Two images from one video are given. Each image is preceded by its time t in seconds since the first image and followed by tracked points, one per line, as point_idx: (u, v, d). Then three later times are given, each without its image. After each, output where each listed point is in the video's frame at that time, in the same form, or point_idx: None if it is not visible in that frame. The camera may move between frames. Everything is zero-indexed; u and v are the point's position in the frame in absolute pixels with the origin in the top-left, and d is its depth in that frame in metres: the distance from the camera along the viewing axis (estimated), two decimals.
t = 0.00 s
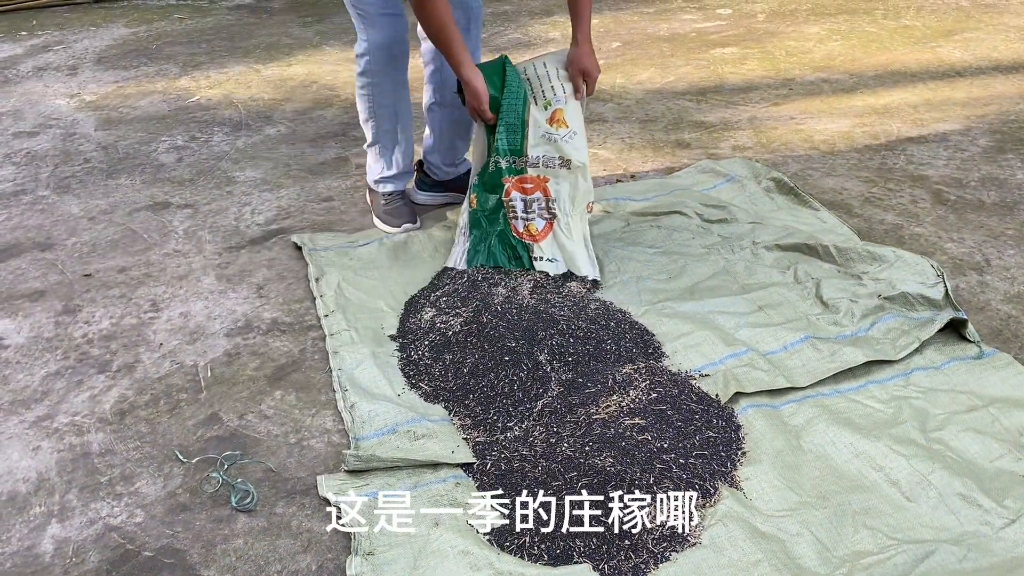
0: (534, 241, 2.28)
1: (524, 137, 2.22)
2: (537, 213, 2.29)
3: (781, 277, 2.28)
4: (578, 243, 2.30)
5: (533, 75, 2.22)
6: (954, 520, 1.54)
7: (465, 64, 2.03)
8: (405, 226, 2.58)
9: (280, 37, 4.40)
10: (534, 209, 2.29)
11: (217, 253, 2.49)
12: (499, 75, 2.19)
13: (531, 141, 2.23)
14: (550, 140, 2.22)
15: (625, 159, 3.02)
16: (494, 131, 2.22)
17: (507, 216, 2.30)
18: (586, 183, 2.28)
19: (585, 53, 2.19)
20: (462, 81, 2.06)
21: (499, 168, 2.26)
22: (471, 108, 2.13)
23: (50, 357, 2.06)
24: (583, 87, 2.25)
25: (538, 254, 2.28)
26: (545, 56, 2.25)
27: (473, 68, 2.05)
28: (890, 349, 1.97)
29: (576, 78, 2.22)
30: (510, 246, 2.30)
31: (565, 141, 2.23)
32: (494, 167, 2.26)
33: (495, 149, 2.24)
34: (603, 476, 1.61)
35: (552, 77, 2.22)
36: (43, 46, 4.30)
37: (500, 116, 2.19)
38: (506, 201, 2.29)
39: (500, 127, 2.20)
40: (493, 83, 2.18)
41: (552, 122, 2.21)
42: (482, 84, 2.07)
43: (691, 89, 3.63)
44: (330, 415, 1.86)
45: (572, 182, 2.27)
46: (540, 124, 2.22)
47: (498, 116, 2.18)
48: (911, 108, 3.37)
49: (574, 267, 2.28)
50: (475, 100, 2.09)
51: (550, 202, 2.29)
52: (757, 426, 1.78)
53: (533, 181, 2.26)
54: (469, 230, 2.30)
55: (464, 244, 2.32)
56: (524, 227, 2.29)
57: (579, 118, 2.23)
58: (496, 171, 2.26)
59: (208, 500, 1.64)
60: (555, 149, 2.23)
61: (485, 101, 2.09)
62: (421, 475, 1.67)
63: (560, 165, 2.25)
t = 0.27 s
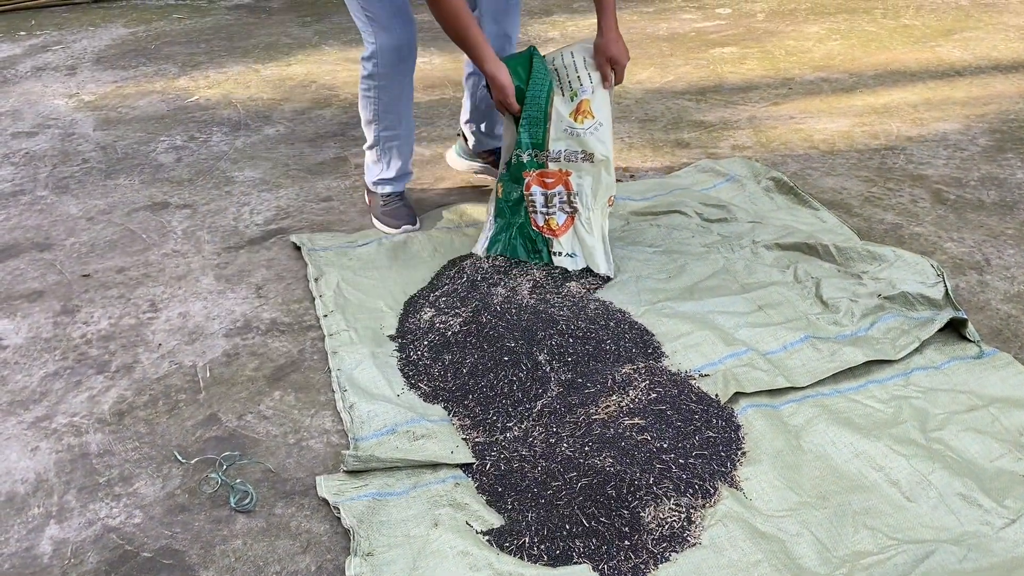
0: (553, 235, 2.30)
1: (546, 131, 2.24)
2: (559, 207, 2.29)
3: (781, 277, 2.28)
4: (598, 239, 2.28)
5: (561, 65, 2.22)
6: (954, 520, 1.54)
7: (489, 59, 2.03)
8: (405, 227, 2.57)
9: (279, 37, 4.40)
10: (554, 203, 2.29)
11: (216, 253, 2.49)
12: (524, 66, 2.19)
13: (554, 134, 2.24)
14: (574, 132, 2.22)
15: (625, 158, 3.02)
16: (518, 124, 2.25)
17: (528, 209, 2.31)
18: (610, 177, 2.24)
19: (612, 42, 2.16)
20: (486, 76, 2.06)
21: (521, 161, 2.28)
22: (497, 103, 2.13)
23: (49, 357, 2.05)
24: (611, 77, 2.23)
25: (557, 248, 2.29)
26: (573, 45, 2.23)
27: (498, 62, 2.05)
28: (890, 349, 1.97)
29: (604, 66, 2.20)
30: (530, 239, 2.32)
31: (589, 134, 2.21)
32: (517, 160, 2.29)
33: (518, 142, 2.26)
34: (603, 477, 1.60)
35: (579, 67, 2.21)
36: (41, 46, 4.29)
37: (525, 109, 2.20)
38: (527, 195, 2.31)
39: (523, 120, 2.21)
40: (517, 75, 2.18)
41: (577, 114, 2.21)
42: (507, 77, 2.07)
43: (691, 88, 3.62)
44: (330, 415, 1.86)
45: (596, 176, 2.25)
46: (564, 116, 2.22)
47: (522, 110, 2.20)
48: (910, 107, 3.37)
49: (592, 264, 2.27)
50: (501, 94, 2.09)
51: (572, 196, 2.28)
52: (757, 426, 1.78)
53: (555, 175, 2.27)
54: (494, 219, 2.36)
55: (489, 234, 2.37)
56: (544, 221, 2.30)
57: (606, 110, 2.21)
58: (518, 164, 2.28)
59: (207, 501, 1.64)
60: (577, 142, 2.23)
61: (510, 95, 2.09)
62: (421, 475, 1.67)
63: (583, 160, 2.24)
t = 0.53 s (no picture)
0: (570, 229, 2.24)
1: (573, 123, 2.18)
2: (581, 202, 2.22)
3: (780, 275, 2.28)
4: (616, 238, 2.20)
5: (603, 59, 2.20)
6: (953, 519, 1.54)
7: (525, 53, 2.03)
8: (404, 226, 2.57)
9: (277, 36, 4.39)
10: (576, 196, 2.23)
11: (214, 252, 2.49)
12: (564, 58, 2.17)
13: (581, 127, 2.17)
14: (602, 126, 2.15)
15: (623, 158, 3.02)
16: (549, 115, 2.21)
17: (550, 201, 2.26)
18: (635, 177, 2.17)
19: (652, 40, 2.11)
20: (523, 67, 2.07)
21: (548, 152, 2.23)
22: (533, 94, 2.15)
23: (46, 357, 2.05)
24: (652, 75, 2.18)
25: (573, 242, 2.23)
26: (616, 39, 2.22)
27: (535, 54, 2.05)
28: (889, 347, 1.97)
29: (641, 63, 2.14)
30: (550, 231, 2.27)
31: (618, 130, 2.14)
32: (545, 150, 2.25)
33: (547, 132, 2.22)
34: (602, 476, 1.60)
35: (618, 63, 2.17)
36: (39, 45, 4.28)
37: (557, 99, 2.16)
38: (549, 186, 2.25)
39: (554, 110, 2.17)
40: (554, 65, 2.16)
41: (608, 109, 2.15)
42: (544, 69, 2.07)
43: (689, 87, 3.62)
44: (328, 415, 1.86)
45: (620, 176, 2.17)
46: (594, 109, 2.17)
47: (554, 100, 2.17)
48: (908, 105, 3.37)
49: (605, 262, 2.20)
50: (538, 85, 2.10)
51: (594, 191, 2.20)
52: (755, 425, 1.78)
53: (579, 169, 2.21)
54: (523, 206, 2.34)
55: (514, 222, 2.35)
56: (563, 213, 2.24)
57: (639, 108, 2.15)
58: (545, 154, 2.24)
59: (205, 501, 1.64)
60: (604, 138, 2.16)
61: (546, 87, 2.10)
62: (420, 474, 1.67)
63: (608, 156, 2.16)
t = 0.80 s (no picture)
0: (606, 223, 2.30)
1: (613, 118, 2.24)
2: (617, 197, 2.29)
3: (777, 274, 2.28)
4: (648, 234, 2.27)
5: (648, 54, 2.23)
6: (950, 517, 1.54)
7: (567, 43, 2.08)
8: (395, 225, 2.57)
9: (274, 35, 4.38)
10: (612, 191, 2.29)
11: (210, 252, 2.48)
12: (608, 52, 2.21)
13: (620, 121, 2.23)
14: (642, 121, 2.21)
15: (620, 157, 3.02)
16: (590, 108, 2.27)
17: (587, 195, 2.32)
18: (671, 174, 2.23)
19: (697, 36, 2.12)
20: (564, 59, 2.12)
21: (587, 146, 2.30)
22: (575, 87, 2.20)
23: (43, 357, 2.04)
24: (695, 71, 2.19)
25: (607, 237, 2.30)
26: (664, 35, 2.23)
27: (578, 47, 2.09)
28: (886, 345, 1.97)
29: (686, 60, 2.16)
30: (584, 224, 2.33)
31: (658, 126, 2.20)
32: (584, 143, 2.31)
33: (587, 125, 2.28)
34: (599, 475, 1.60)
35: (662, 59, 2.20)
36: (35, 45, 4.27)
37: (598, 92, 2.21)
38: (587, 179, 2.32)
39: (595, 103, 2.22)
40: (598, 59, 2.20)
41: (648, 104, 2.20)
42: (586, 62, 2.11)
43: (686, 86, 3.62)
44: (325, 414, 1.85)
45: (659, 172, 2.25)
46: (635, 104, 2.22)
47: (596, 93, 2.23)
48: (905, 104, 3.37)
49: (636, 257, 2.27)
50: (578, 78, 2.15)
51: (631, 186, 2.27)
52: (753, 423, 1.78)
53: (617, 164, 2.27)
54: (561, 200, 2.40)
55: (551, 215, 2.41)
56: (599, 207, 2.30)
57: (681, 104, 2.19)
58: (584, 148, 2.31)
59: (202, 501, 1.63)
60: (645, 134, 2.22)
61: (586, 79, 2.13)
62: (417, 474, 1.67)
63: (649, 152, 2.23)
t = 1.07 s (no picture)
0: (637, 219, 2.34)
1: (643, 113, 2.28)
2: (647, 193, 2.33)
3: (772, 272, 2.28)
4: (677, 229, 2.31)
5: (677, 49, 2.26)
6: (945, 514, 1.54)
7: (595, 41, 2.15)
8: (493, 202, 2.66)
9: (269, 34, 4.37)
10: (643, 188, 2.33)
11: (205, 252, 2.47)
12: (637, 47, 2.26)
13: (648, 116, 2.27)
14: (670, 116, 2.25)
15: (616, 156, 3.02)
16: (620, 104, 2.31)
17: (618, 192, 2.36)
18: (701, 169, 2.27)
19: (725, 29, 2.14)
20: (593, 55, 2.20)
21: (616, 142, 2.34)
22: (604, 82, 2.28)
23: (37, 358, 2.04)
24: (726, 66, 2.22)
25: (638, 233, 2.34)
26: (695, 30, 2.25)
27: (607, 44, 2.17)
28: (881, 343, 1.97)
29: (714, 55, 2.19)
30: (618, 221, 2.38)
31: (686, 121, 2.24)
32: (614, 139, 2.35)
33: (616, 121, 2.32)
34: (595, 473, 1.60)
35: (690, 54, 2.23)
36: (29, 45, 4.26)
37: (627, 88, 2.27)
38: (616, 175, 2.36)
39: (623, 99, 2.28)
40: (626, 55, 2.26)
41: (677, 99, 2.24)
42: (615, 58, 2.19)
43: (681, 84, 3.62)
44: (320, 414, 1.85)
45: (688, 167, 2.29)
46: (663, 99, 2.26)
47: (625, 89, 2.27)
48: (900, 102, 3.37)
49: (665, 252, 2.29)
50: (607, 74, 2.23)
51: (660, 181, 2.32)
52: (748, 422, 1.78)
53: (647, 160, 2.31)
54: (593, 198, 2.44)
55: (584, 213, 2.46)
56: (630, 204, 2.34)
57: (710, 99, 2.23)
58: (614, 145, 2.35)
59: (196, 501, 1.63)
60: (674, 129, 2.26)
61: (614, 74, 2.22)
62: (412, 474, 1.66)
63: (678, 148, 2.27)
